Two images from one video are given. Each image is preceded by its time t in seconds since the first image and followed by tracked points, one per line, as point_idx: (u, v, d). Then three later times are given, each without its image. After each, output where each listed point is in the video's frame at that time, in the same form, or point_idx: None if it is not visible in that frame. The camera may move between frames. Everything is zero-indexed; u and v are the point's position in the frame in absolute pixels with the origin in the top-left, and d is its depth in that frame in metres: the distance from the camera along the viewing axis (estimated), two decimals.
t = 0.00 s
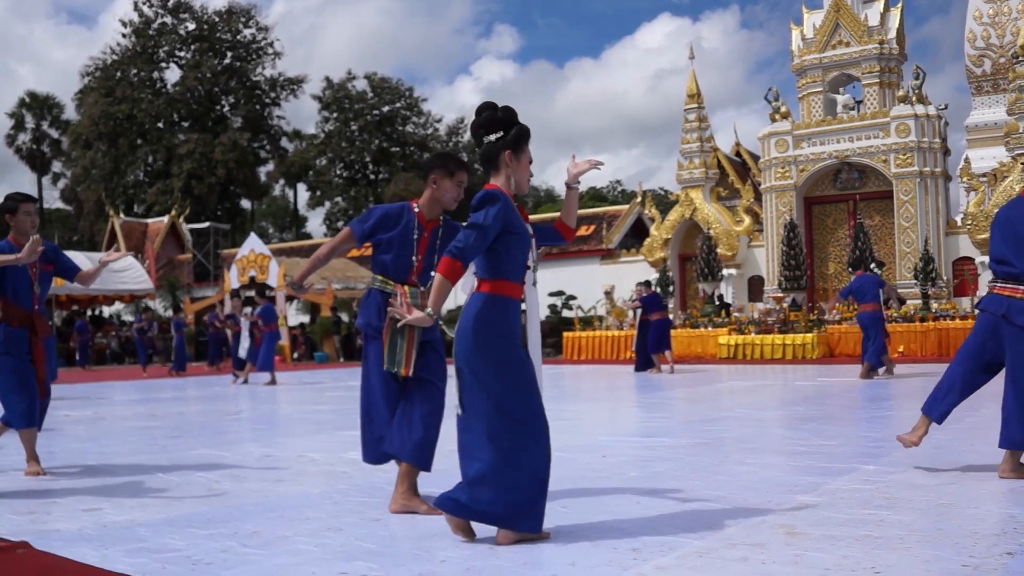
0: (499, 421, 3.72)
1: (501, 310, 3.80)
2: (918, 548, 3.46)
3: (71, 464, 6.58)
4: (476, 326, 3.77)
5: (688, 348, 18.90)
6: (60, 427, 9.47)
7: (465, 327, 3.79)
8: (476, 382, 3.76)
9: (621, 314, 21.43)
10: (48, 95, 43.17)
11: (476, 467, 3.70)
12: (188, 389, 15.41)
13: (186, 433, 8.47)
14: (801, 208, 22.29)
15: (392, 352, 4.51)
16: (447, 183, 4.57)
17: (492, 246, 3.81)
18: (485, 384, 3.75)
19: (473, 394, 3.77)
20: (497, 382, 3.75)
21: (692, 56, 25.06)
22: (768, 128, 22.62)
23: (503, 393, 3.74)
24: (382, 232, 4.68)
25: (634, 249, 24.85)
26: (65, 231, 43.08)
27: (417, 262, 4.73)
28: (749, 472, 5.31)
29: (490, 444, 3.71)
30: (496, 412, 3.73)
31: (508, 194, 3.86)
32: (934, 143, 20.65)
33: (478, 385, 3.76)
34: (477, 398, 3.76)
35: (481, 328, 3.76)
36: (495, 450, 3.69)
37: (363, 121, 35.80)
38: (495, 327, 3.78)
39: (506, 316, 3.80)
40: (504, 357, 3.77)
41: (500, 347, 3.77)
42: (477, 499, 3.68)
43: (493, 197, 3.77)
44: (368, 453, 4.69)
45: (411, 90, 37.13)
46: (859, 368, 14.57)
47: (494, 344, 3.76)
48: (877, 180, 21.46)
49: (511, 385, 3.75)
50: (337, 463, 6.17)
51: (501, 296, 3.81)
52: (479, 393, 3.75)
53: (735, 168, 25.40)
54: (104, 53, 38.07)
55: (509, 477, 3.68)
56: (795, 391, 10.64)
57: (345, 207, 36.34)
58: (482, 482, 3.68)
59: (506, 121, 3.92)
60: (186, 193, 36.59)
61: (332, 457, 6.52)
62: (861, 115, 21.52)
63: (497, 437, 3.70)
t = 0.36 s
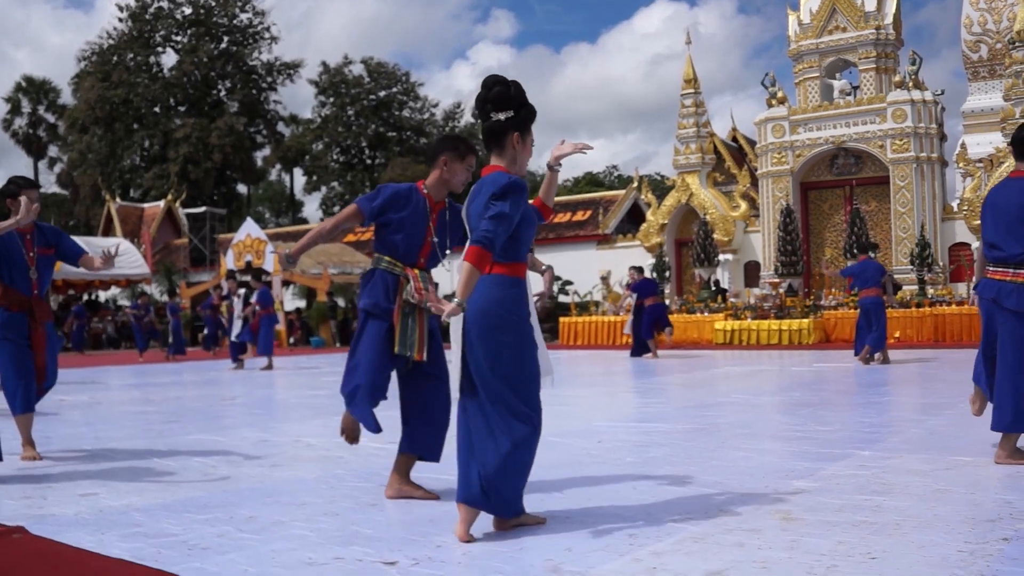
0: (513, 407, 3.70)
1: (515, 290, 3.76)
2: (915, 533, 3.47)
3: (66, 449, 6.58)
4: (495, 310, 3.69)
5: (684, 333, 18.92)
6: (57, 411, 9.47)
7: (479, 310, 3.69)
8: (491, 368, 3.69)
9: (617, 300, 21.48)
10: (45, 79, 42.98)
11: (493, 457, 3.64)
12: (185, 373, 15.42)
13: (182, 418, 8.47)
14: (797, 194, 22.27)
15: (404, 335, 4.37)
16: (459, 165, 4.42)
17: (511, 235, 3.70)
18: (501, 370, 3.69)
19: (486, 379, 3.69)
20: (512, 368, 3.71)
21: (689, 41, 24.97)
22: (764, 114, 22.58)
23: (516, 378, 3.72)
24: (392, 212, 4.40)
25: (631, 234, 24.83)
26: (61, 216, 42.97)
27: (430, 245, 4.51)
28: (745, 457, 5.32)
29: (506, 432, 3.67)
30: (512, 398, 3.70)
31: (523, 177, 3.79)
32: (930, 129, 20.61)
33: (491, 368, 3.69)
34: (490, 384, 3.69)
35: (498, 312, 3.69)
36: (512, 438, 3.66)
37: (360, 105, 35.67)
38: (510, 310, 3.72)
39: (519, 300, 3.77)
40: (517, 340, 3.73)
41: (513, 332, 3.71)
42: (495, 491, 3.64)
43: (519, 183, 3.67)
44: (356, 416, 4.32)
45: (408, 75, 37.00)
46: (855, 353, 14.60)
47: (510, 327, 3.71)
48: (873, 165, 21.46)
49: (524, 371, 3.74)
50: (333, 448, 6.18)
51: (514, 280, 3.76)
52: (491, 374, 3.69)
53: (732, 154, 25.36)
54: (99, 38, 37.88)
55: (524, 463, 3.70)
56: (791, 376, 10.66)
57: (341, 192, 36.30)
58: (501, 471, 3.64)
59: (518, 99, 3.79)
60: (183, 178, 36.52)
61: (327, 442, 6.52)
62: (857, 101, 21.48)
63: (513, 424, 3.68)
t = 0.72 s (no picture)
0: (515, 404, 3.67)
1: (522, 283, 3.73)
2: (913, 525, 3.47)
3: (64, 441, 6.57)
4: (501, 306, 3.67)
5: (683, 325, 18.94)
6: (55, 403, 9.47)
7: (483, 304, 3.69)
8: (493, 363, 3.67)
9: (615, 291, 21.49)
10: (42, 71, 42.86)
11: (491, 452, 3.63)
12: (183, 365, 15.42)
13: (179, 410, 8.46)
14: (795, 185, 22.27)
15: (410, 320, 4.39)
16: (463, 154, 4.34)
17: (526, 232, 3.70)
18: (503, 366, 3.67)
19: (487, 375, 3.67)
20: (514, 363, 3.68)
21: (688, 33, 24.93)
22: (762, 105, 22.56)
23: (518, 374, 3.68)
24: (397, 196, 4.34)
25: (628, 226, 24.82)
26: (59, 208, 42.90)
27: (431, 230, 4.51)
28: (742, 449, 5.32)
29: (506, 426, 3.66)
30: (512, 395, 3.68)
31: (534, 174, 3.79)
32: (928, 121, 20.59)
33: (495, 361, 3.67)
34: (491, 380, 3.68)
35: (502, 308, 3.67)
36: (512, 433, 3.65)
37: (358, 97, 35.58)
38: (514, 305, 3.69)
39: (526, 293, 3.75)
40: (521, 334, 3.70)
41: (516, 329, 3.69)
42: (494, 486, 3.64)
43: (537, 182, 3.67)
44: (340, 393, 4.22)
45: (406, 66, 36.93)
46: (853, 345, 14.63)
47: (515, 320, 3.69)
48: (871, 157, 21.44)
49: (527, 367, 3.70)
50: (331, 441, 6.18)
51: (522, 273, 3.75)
52: (494, 369, 3.67)
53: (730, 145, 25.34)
54: (97, 29, 37.77)
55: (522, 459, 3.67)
56: (788, 368, 10.67)
57: (339, 183, 36.40)
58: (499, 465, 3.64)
59: (533, 95, 3.77)
60: (181, 170, 36.48)
61: (325, 434, 6.51)
62: (855, 92, 21.46)
63: (514, 419, 3.66)
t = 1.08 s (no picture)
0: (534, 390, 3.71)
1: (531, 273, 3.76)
2: (912, 520, 3.48)
3: (65, 436, 6.57)
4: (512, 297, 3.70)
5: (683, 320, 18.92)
6: (55, 399, 9.47)
7: (492, 299, 3.71)
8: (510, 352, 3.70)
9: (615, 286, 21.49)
10: (42, 66, 42.81)
11: (528, 439, 3.65)
12: (184, 361, 15.43)
13: (180, 405, 8.47)
14: (796, 180, 22.25)
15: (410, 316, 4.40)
16: (458, 153, 4.40)
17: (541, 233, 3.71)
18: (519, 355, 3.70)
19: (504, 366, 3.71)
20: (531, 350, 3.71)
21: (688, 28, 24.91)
22: (762, 100, 22.52)
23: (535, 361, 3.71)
24: (395, 197, 4.32)
25: (629, 221, 24.81)
26: (59, 203, 42.88)
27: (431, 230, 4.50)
28: (743, 444, 5.33)
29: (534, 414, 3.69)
30: (531, 380, 3.72)
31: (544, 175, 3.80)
32: (928, 115, 20.57)
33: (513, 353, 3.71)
34: (507, 369, 3.71)
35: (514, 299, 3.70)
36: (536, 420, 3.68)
37: (358, 92, 35.55)
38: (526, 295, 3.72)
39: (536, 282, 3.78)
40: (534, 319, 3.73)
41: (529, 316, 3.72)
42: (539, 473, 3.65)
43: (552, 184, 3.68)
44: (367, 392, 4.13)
45: (406, 61, 36.89)
46: (853, 340, 14.62)
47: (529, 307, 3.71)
48: (872, 152, 21.42)
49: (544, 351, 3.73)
50: (331, 436, 6.18)
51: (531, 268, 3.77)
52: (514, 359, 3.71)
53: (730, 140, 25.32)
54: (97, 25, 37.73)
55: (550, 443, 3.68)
56: (789, 363, 10.68)
57: (340, 178, 36.25)
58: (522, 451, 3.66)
59: (547, 96, 3.77)
60: (181, 165, 36.50)
61: (324, 429, 6.51)
62: (855, 87, 21.43)
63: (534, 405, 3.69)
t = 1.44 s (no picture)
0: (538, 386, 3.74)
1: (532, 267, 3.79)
2: (912, 519, 3.48)
3: (65, 435, 6.56)
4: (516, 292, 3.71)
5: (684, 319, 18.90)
6: (56, 398, 9.46)
7: (497, 293, 3.72)
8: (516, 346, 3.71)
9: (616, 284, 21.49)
10: (42, 66, 42.78)
11: (540, 437, 3.68)
12: (184, 360, 15.42)
13: (180, 405, 8.47)
14: (796, 179, 22.25)
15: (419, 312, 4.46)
16: (451, 145, 4.39)
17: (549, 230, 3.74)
18: (523, 350, 3.71)
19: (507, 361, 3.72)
20: (536, 345, 3.74)
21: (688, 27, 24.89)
22: (762, 99, 22.51)
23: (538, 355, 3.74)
24: (394, 191, 4.33)
25: (629, 220, 24.80)
26: (59, 203, 42.86)
27: (426, 224, 4.50)
28: (744, 443, 5.33)
29: (542, 412, 3.71)
30: (535, 373, 3.74)
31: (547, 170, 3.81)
32: (928, 114, 20.55)
33: (517, 347, 3.72)
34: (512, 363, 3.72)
35: (518, 293, 3.71)
36: (542, 415, 3.71)
37: (358, 91, 35.54)
38: (531, 289, 3.74)
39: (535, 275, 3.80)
40: (537, 311, 3.75)
41: (532, 310, 3.74)
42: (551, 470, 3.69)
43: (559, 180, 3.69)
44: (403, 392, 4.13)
45: (406, 60, 36.87)
46: (853, 339, 14.61)
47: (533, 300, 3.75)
48: (872, 150, 21.41)
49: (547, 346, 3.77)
50: (331, 435, 6.17)
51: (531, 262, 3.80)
52: (519, 354, 3.72)
53: (730, 139, 25.30)
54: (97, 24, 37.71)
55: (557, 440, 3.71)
56: (789, 362, 10.68)
57: (340, 178, 36.21)
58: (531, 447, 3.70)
59: (552, 91, 3.77)
60: (181, 164, 36.48)
61: (325, 429, 6.51)
62: (855, 86, 21.42)
63: (540, 400, 3.72)
